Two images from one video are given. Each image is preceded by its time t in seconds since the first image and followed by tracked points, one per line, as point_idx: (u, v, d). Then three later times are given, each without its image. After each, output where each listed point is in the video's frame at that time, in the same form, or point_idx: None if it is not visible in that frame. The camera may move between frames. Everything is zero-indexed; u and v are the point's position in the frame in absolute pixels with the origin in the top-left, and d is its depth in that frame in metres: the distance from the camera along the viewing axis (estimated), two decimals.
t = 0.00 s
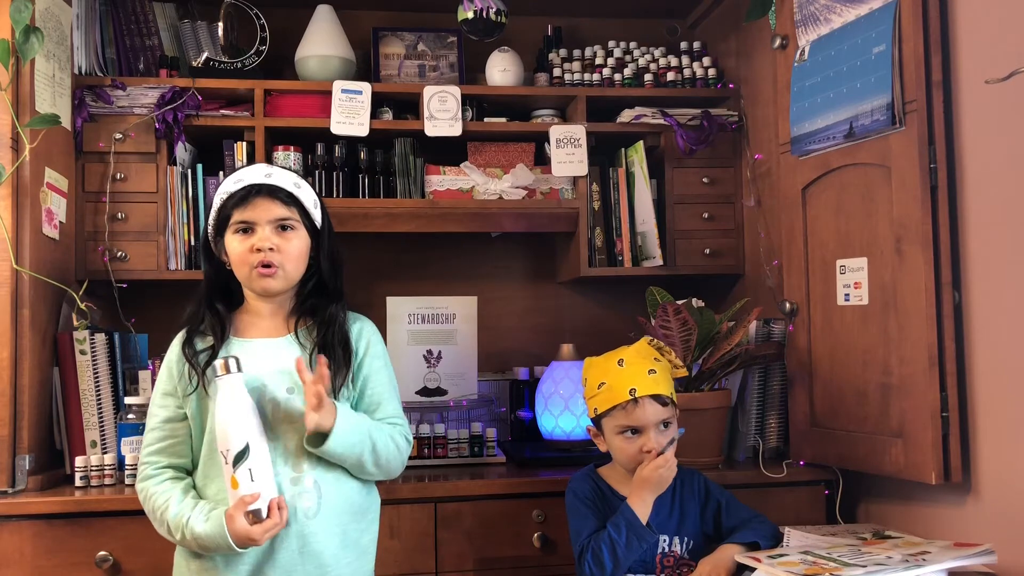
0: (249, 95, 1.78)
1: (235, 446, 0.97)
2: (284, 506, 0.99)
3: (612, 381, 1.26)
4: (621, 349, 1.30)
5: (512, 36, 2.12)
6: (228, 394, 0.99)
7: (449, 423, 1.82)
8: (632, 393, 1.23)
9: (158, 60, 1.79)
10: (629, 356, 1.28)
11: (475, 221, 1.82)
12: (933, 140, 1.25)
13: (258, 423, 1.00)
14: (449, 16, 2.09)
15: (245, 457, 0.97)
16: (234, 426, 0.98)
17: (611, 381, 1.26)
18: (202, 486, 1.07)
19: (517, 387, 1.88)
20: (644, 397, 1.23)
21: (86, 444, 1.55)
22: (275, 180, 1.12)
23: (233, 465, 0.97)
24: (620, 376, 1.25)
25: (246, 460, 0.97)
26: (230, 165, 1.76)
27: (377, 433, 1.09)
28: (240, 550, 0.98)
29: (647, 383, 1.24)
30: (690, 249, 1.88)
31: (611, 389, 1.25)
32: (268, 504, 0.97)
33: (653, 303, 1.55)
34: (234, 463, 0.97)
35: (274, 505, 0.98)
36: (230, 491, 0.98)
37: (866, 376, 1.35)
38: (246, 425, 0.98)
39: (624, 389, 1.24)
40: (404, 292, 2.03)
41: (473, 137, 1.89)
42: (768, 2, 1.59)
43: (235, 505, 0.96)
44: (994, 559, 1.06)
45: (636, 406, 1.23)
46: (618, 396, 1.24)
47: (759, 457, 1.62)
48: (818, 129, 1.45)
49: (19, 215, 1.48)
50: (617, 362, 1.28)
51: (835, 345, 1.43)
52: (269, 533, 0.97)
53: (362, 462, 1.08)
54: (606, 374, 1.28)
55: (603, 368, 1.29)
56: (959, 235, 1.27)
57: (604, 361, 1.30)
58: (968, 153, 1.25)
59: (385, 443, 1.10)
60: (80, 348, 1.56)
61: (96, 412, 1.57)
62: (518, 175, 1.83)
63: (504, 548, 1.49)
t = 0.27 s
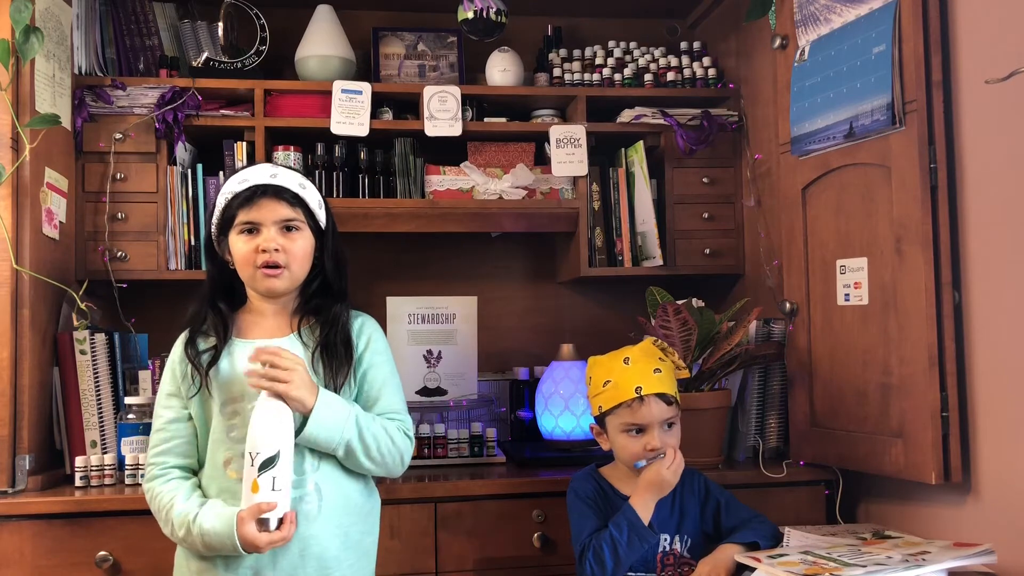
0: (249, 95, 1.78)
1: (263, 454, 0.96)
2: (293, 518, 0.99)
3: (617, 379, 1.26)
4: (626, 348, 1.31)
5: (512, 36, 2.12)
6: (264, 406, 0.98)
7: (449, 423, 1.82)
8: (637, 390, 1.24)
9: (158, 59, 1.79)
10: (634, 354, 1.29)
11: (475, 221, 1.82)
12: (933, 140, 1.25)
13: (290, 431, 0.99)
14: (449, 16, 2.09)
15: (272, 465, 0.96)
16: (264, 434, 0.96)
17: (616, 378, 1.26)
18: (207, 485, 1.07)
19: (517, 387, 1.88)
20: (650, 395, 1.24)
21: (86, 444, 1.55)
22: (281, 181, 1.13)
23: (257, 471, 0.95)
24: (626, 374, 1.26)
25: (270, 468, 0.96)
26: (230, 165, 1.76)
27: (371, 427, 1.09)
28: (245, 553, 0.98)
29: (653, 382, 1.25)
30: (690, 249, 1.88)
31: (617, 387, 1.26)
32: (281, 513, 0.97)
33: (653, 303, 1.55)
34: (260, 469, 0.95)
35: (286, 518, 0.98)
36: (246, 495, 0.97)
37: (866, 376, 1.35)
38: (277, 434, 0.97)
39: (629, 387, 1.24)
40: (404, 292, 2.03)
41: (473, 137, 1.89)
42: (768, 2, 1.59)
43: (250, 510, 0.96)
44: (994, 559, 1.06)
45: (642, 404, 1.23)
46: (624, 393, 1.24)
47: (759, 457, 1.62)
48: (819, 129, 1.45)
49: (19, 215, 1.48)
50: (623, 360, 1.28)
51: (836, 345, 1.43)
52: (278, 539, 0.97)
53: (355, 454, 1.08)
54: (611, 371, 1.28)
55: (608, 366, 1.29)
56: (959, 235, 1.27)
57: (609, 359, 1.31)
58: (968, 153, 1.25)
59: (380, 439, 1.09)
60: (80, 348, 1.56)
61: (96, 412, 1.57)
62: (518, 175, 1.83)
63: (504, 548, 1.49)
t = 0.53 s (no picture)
0: (249, 95, 1.78)
1: (265, 454, 0.96)
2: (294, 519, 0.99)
3: (619, 376, 1.26)
4: (628, 347, 1.31)
5: (512, 35, 2.12)
6: (265, 406, 0.98)
7: (449, 423, 1.83)
8: (639, 388, 1.24)
9: (158, 59, 1.79)
10: (636, 353, 1.29)
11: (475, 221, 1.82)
12: (933, 140, 1.25)
13: (292, 432, 0.99)
14: (449, 16, 2.09)
15: (273, 465, 0.96)
16: (265, 434, 0.96)
17: (618, 376, 1.26)
18: (207, 485, 1.07)
19: (517, 387, 1.88)
20: (651, 393, 1.24)
21: (86, 444, 1.55)
22: (282, 182, 1.13)
23: (259, 471, 0.95)
24: (627, 372, 1.25)
25: (271, 469, 0.96)
26: (230, 165, 1.76)
27: (370, 428, 1.09)
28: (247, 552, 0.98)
29: (654, 379, 1.25)
30: (690, 249, 1.88)
31: (618, 384, 1.25)
32: (283, 513, 0.97)
33: (653, 303, 1.55)
34: (261, 470, 0.96)
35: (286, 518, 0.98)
36: (248, 495, 0.97)
37: (866, 376, 1.35)
38: (278, 434, 0.97)
39: (631, 384, 1.24)
40: (404, 292, 2.03)
41: (473, 137, 1.89)
42: (768, 2, 1.59)
43: (252, 509, 0.96)
44: (993, 559, 1.06)
45: (643, 401, 1.23)
46: (625, 390, 1.24)
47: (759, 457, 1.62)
48: (819, 129, 1.45)
49: (19, 215, 1.48)
50: (625, 358, 1.28)
51: (836, 345, 1.43)
52: (279, 539, 0.97)
53: (354, 455, 1.08)
54: (613, 369, 1.28)
55: (610, 364, 1.29)
56: (959, 235, 1.27)
57: (611, 357, 1.30)
58: (968, 153, 1.25)
59: (379, 440, 1.09)
60: (80, 348, 1.56)
61: (96, 412, 1.57)
62: (518, 175, 1.83)
63: (504, 548, 1.49)
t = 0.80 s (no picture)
0: (249, 95, 1.78)
1: (263, 454, 0.96)
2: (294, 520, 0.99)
3: (619, 374, 1.26)
4: (629, 346, 1.31)
5: (512, 36, 2.12)
6: (264, 406, 0.98)
7: (449, 423, 1.83)
8: (639, 386, 1.24)
9: (158, 59, 1.80)
10: (637, 352, 1.29)
11: (475, 221, 1.82)
12: (933, 140, 1.25)
13: (290, 433, 0.99)
14: (449, 16, 2.09)
15: (271, 466, 0.96)
16: (264, 434, 0.96)
17: (619, 375, 1.26)
18: (206, 486, 1.07)
19: (517, 387, 1.88)
20: (651, 391, 1.24)
21: (86, 444, 1.55)
22: (282, 183, 1.13)
23: (257, 471, 0.95)
24: (628, 370, 1.25)
25: (269, 469, 0.96)
26: (230, 165, 1.76)
27: (369, 429, 1.09)
28: (245, 552, 0.98)
29: (654, 378, 1.25)
30: (690, 249, 1.88)
31: (618, 382, 1.25)
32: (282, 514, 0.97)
33: (653, 303, 1.55)
34: (259, 470, 0.95)
35: (285, 519, 0.98)
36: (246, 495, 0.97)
37: (866, 376, 1.35)
38: (277, 434, 0.97)
39: (631, 382, 1.24)
40: (404, 292, 2.03)
41: (473, 137, 1.89)
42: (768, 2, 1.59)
43: (250, 509, 0.96)
44: (993, 559, 1.06)
45: (642, 399, 1.23)
46: (625, 389, 1.24)
47: (759, 457, 1.62)
48: (818, 129, 1.45)
49: (19, 215, 1.48)
50: (625, 357, 1.28)
51: (836, 345, 1.43)
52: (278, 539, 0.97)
53: (354, 456, 1.08)
54: (613, 367, 1.28)
55: (611, 362, 1.29)
56: (959, 235, 1.27)
57: (611, 356, 1.30)
58: (968, 153, 1.25)
59: (378, 441, 1.09)
60: (80, 348, 1.56)
61: (96, 412, 1.57)
62: (518, 175, 1.83)
63: (504, 548, 1.49)
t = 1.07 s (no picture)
0: (249, 95, 1.78)
1: (262, 454, 0.96)
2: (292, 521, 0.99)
3: (620, 375, 1.26)
4: (629, 346, 1.31)
5: (512, 36, 2.12)
6: (262, 406, 0.98)
7: (449, 423, 1.83)
8: (640, 386, 1.24)
9: (158, 59, 1.80)
10: (637, 353, 1.29)
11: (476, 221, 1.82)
12: (933, 140, 1.25)
13: (288, 433, 0.99)
14: (449, 16, 2.09)
15: (269, 466, 0.96)
16: (263, 435, 0.96)
17: (619, 375, 1.26)
18: (205, 485, 1.07)
19: (517, 387, 1.88)
20: (652, 392, 1.24)
21: (86, 444, 1.55)
22: (281, 184, 1.13)
23: (255, 471, 0.95)
24: (629, 370, 1.26)
25: (268, 469, 0.96)
26: (230, 165, 1.76)
27: (368, 429, 1.09)
28: (242, 552, 0.98)
29: (655, 379, 1.25)
30: (690, 249, 1.88)
31: (619, 382, 1.25)
32: (280, 514, 0.97)
33: (653, 303, 1.55)
34: (257, 470, 0.96)
35: (282, 519, 0.98)
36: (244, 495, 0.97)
37: (866, 375, 1.35)
38: (276, 434, 0.97)
39: (632, 382, 1.24)
40: (404, 292, 2.03)
41: (473, 137, 1.89)
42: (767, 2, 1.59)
43: (249, 509, 0.96)
44: (993, 559, 1.06)
45: (643, 400, 1.23)
46: (625, 389, 1.24)
47: (759, 457, 1.62)
48: (818, 129, 1.45)
49: (19, 215, 1.48)
50: (626, 358, 1.28)
51: (836, 345, 1.43)
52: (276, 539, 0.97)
53: (353, 457, 1.08)
54: (614, 368, 1.28)
55: (611, 363, 1.29)
56: (959, 235, 1.27)
57: (612, 357, 1.31)
58: (968, 153, 1.25)
59: (378, 441, 1.09)
60: (80, 348, 1.56)
61: (96, 412, 1.57)
62: (518, 175, 1.83)
63: (504, 548, 1.49)
